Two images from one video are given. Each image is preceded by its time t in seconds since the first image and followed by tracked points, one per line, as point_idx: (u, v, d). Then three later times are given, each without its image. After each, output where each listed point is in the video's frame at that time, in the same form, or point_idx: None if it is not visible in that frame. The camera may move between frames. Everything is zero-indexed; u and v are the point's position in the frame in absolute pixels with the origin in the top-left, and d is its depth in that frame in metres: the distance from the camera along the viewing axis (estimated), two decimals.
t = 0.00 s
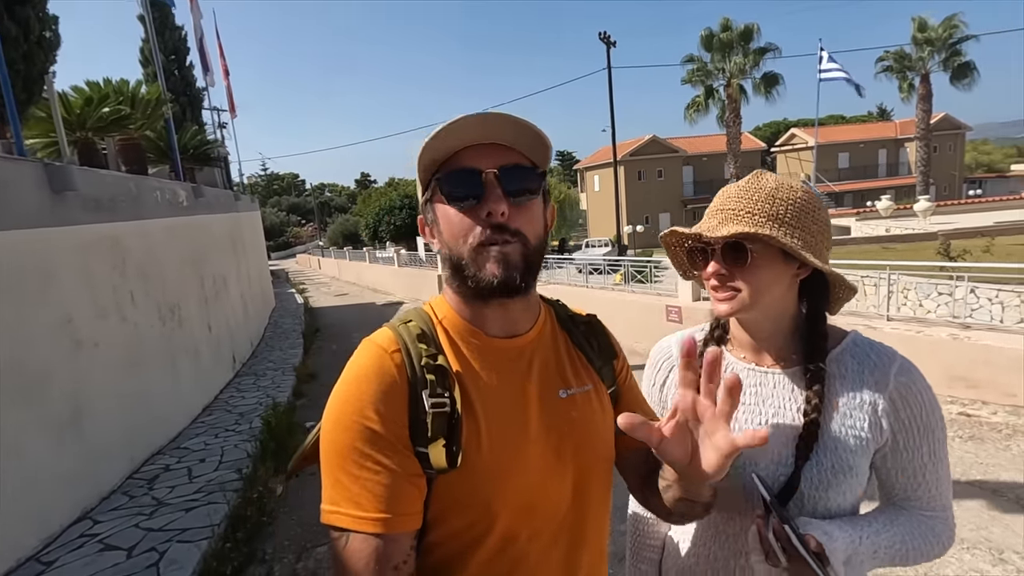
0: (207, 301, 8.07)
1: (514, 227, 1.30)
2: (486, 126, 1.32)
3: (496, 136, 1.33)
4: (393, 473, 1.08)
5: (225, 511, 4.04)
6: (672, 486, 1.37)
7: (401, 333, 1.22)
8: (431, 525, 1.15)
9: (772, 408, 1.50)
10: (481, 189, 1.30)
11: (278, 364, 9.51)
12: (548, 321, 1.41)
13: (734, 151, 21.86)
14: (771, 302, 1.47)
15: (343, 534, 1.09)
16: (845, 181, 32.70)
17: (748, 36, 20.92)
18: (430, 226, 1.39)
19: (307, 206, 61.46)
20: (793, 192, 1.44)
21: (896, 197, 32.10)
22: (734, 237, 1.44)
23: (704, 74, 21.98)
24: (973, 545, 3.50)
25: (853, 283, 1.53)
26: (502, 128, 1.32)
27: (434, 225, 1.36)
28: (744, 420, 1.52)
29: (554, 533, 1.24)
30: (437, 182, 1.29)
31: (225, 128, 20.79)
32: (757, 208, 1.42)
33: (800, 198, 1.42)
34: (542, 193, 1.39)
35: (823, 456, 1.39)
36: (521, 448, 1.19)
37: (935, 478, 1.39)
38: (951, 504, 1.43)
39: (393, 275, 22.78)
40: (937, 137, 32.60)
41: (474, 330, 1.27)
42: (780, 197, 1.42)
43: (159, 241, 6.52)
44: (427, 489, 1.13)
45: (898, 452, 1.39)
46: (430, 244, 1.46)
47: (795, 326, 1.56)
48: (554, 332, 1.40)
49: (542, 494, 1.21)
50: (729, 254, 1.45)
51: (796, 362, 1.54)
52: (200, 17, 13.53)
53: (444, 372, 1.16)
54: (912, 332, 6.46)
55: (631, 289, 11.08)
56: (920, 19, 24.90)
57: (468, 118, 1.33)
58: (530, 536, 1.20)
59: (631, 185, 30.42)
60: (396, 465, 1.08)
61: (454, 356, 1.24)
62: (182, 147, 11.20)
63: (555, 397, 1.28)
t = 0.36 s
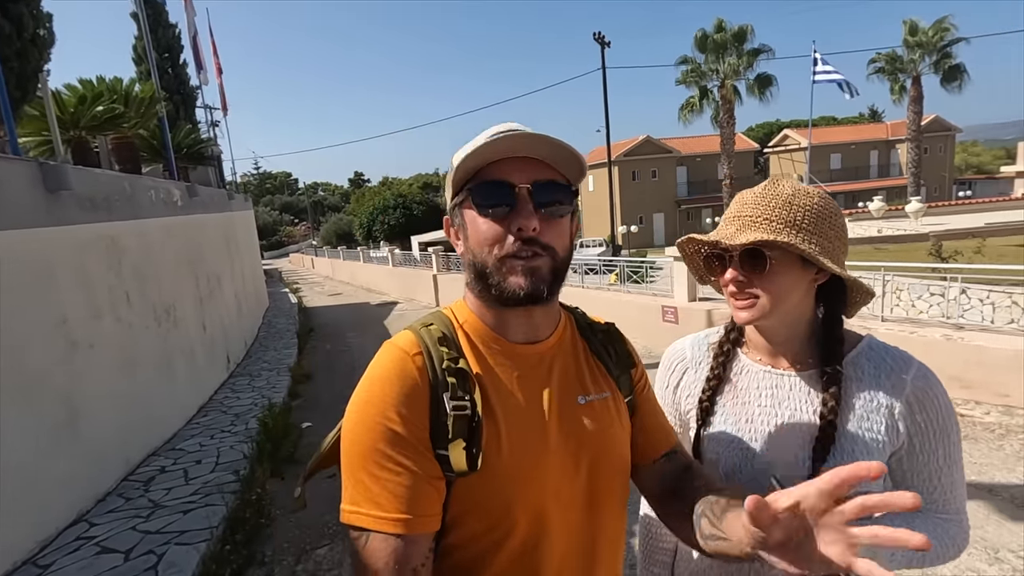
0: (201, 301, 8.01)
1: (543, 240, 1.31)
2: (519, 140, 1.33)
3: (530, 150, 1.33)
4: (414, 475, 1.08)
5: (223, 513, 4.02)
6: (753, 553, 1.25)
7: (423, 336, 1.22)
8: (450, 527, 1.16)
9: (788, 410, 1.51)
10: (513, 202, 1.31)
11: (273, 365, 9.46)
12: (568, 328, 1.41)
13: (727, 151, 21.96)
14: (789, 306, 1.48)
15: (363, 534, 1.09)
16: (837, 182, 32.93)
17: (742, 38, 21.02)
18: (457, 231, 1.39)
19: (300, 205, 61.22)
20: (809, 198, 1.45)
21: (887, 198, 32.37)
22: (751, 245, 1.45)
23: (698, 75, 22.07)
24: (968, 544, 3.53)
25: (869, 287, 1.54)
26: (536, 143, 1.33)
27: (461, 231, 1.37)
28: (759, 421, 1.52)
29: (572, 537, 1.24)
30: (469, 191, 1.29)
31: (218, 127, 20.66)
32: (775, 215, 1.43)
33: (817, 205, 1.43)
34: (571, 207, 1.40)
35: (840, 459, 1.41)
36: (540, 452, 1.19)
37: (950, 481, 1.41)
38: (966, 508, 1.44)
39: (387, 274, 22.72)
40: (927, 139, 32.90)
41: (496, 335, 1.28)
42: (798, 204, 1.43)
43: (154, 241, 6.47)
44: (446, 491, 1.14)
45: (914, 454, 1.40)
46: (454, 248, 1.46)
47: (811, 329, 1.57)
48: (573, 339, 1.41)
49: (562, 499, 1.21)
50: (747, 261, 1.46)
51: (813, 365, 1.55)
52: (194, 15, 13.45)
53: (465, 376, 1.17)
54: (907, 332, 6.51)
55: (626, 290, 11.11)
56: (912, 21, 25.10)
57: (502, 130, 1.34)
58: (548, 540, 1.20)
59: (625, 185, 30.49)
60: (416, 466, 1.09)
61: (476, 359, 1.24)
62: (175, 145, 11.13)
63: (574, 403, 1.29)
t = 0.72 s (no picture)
0: (196, 300, 7.98)
1: (551, 238, 1.31)
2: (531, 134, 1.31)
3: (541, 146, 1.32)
4: (413, 476, 1.08)
5: (219, 512, 4.00)
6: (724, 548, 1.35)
7: (420, 334, 1.22)
8: (450, 527, 1.16)
9: (790, 401, 1.52)
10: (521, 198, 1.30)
11: (268, 364, 9.42)
12: (567, 325, 1.42)
13: (722, 152, 22.03)
14: (792, 297, 1.49)
15: (363, 535, 1.09)
16: (831, 182, 33.10)
17: (737, 39, 21.11)
18: (460, 224, 1.39)
19: (295, 204, 61.00)
20: (811, 191, 1.46)
21: (881, 198, 32.56)
22: (755, 234, 1.45)
23: (693, 75, 22.13)
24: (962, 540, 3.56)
25: (869, 279, 1.56)
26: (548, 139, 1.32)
27: (465, 224, 1.36)
28: (762, 414, 1.53)
29: (572, 536, 1.24)
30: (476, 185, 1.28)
31: (212, 125, 20.56)
32: (778, 207, 1.43)
33: (819, 197, 1.44)
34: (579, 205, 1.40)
35: (842, 450, 1.42)
36: (539, 451, 1.19)
37: (953, 473, 1.42)
38: (969, 499, 1.46)
39: (382, 273, 22.69)
40: (920, 139, 33.11)
41: (495, 333, 1.28)
42: (800, 196, 1.44)
43: (148, 239, 6.43)
44: (446, 491, 1.14)
45: (917, 446, 1.42)
46: (455, 239, 1.45)
47: (812, 322, 1.58)
48: (573, 335, 1.41)
49: (563, 496, 1.21)
50: (751, 253, 1.47)
51: (814, 357, 1.56)
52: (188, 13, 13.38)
53: (464, 374, 1.16)
54: (901, 331, 6.55)
55: (622, 289, 11.13)
56: (905, 23, 25.25)
57: (513, 123, 1.32)
58: (549, 538, 1.20)
59: (621, 185, 30.53)
60: (415, 467, 1.09)
61: (476, 357, 1.24)
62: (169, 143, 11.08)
63: (573, 400, 1.29)
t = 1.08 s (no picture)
0: (190, 298, 7.95)
1: (542, 237, 1.31)
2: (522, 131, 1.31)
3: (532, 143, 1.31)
4: (404, 476, 1.08)
5: (214, 510, 3.99)
6: (717, 530, 1.37)
7: (408, 333, 1.21)
8: (443, 526, 1.16)
9: (782, 398, 1.52)
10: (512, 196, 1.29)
11: (263, 362, 9.41)
12: (556, 320, 1.42)
13: (717, 151, 22.09)
14: (782, 292, 1.50)
15: (356, 539, 1.09)
16: (826, 182, 33.23)
17: (733, 38, 21.15)
18: (448, 221, 1.37)
19: (290, 202, 60.84)
20: (801, 185, 1.46)
21: (875, 198, 32.71)
22: (747, 227, 1.45)
23: (689, 75, 22.17)
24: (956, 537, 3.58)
25: (859, 272, 1.56)
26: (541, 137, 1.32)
27: (454, 222, 1.34)
28: (754, 411, 1.54)
29: (567, 531, 1.24)
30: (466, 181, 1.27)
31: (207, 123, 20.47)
32: (767, 201, 1.43)
33: (809, 191, 1.44)
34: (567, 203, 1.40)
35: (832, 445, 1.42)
36: (531, 446, 1.20)
37: (945, 466, 1.42)
38: (961, 492, 1.45)
39: (378, 272, 22.67)
40: (914, 140, 33.26)
41: (484, 330, 1.28)
42: (789, 190, 1.44)
43: (142, 236, 6.40)
44: (438, 490, 1.13)
45: (908, 439, 1.42)
46: (442, 236, 1.44)
47: (803, 318, 1.58)
48: (562, 330, 1.41)
49: (556, 492, 1.21)
50: (742, 246, 1.47)
51: (804, 353, 1.56)
52: (183, 10, 13.31)
53: (454, 372, 1.15)
54: (895, 330, 6.58)
55: (618, 288, 11.15)
56: (900, 24, 25.35)
57: (504, 121, 1.31)
58: (544, 534, 1.20)
59: (617, 185, 30.57)
60: (406, 468, 1.09)
61: (466, 355, 1.24)
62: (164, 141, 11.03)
63: (565, 395, 1.29)
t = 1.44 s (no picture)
0: (189, 296, 7.94)
1: (539, 234, 1.32)
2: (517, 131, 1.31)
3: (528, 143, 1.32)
4: (399, 469, 1.09)
5: (214, 509, 3.99)
6: (712, 514, 1.38)
7: (405, 328, 1.21)
8: (439, 519, 1.17)
9: (783, 395, 1.53)
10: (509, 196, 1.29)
11: (262, 361, 9.41)
12: (553, 314, 1.43)
13: (716, 151, 22.11)
14: (784, 290, 1.50)
15: (352, 532, 1.09)
16: (824, 182, 33.29)
17: (732, 38, 21.16)
18: (444, 220, 1.37)
19: (289, 201, 60.82)
20: (801, 185, 1.47)
21: (873, 198, 32.76)
22: (749, 228, 1.46)
23: (688, 75, 22.18)
24: (954, 535, 3.60)
25: (859, 270, 1.57)
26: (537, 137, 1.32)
27: (450, 221, 1.35)
28: (755, 408, 1.55)
29: (564, 524, 1.25)
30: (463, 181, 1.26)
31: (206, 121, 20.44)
32: (769, 201, 1.44)
33: (810, 191, 1.45)
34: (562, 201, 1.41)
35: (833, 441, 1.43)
36: (527, 439, 1.20)
37: (940, 460, 1.43)
38: (955, 485, 1.47)
39: (377, 271, 22.68)
40: (913, 140, 33.30)
41: (480, 324, 1.29)
42: (791, 190, 1.45)
43: (141, 235, 6.40)
44: (434, 483, 1.14)
45: (905, 435, 1.43)
46: (438, 236, 1.44)
47: (803, 315, 1.59)
48: (559, 324, 1.42)
49: (552, 485, 1.22)
50: (744, 247, 1.48)
51: (804, 350, 1.57)
52: (182, 8, 13.28)
53: (450, 367, 1.16)
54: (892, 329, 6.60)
55: (616, 287, 11.16)
56: (898, 24, 25.36)
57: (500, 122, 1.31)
58: (539, 526, 1.21)
59: (616, 184, 30.61)
60: (400, 461, 1.09)
61: (462, 349, 1.24)
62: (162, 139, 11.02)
63: (561, 388, 1.30)
